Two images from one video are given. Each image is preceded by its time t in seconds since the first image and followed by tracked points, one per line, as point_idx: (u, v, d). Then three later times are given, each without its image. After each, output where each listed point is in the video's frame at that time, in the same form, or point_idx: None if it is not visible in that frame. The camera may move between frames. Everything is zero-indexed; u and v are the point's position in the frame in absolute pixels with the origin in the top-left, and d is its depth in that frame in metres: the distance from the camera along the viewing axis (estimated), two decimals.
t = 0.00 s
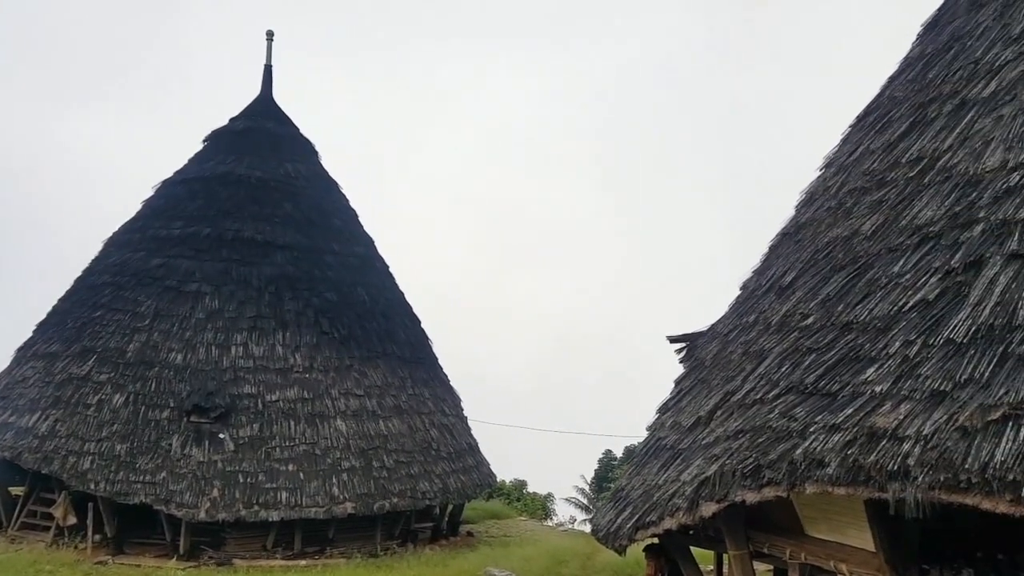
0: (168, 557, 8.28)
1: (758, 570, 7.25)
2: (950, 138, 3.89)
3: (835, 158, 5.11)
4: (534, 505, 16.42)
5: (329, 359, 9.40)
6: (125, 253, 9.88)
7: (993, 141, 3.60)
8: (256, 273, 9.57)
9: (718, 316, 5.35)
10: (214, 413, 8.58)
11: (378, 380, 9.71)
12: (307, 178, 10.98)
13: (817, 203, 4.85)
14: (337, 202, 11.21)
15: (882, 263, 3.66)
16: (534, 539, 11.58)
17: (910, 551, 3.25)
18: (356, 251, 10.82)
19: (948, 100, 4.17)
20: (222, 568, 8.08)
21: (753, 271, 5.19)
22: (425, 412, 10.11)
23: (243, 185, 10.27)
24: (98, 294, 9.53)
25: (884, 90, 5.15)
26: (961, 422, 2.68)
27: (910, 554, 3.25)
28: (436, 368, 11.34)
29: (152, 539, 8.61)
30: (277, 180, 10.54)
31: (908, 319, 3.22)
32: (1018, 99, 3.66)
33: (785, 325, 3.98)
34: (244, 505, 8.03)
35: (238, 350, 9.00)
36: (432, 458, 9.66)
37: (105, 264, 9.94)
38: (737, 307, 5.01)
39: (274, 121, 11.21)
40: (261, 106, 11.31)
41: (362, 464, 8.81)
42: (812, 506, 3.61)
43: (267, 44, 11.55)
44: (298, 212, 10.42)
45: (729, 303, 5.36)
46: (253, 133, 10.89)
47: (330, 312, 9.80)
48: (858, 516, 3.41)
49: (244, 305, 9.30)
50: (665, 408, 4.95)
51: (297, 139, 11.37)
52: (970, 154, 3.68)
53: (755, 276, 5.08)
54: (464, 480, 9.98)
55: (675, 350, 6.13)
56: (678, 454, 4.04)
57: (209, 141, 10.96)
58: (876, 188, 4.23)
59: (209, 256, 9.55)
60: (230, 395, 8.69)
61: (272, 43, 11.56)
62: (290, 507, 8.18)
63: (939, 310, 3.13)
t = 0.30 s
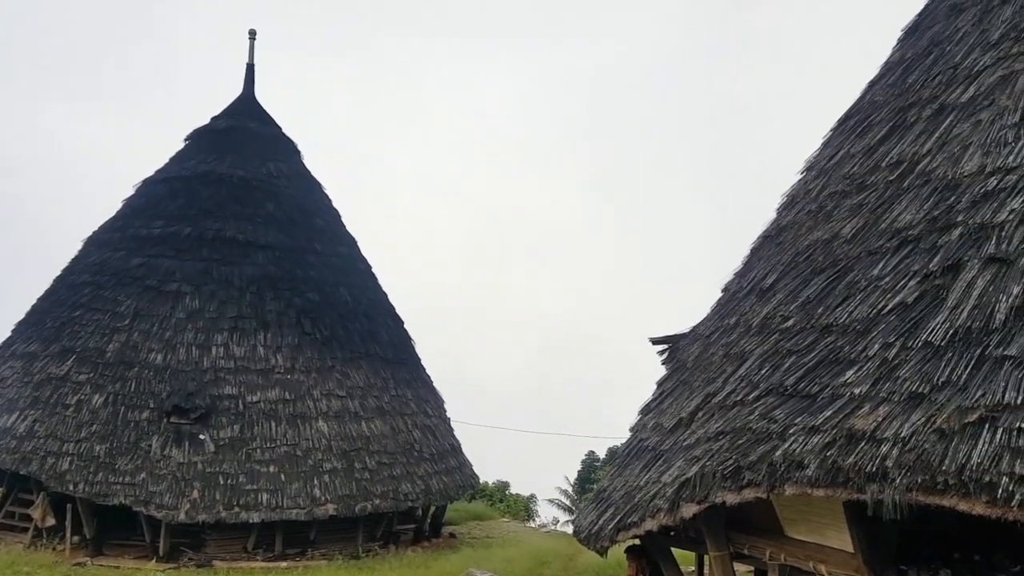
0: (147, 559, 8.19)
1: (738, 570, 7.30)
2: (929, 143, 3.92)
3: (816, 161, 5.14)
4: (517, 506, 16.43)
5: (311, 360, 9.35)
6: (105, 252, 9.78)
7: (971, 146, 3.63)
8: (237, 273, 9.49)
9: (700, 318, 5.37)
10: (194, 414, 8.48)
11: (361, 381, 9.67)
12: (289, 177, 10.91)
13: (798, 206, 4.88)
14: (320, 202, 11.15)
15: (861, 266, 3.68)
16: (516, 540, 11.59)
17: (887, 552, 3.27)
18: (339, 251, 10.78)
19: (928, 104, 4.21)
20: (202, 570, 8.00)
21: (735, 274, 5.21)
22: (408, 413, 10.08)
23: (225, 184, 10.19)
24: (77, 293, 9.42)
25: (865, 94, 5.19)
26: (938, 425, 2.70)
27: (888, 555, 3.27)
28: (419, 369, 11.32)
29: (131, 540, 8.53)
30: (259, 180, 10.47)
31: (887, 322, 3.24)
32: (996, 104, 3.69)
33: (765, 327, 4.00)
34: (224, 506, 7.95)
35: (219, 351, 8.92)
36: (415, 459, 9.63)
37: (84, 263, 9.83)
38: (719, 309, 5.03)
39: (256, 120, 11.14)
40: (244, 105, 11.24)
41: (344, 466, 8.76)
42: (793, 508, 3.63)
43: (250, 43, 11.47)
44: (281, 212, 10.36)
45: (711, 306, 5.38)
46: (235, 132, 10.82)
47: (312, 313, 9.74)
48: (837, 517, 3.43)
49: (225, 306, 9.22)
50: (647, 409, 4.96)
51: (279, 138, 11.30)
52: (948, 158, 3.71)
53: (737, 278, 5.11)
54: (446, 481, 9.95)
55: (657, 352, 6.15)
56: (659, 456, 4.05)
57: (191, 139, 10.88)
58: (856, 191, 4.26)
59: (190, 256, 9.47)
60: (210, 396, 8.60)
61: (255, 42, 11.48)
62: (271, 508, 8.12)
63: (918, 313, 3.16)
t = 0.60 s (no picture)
0: (130, 560, 8.12)
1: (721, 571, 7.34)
2: (911, 147, 3.95)
3: (800, 164, 5.17)
4: (503, 507, 16.43)
5: (296, 361, 9.30)
6: (87, 251, 9.70)
7: (953, 150, 3.66)
8: (222, 273, 9.43)
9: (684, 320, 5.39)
10: (177, 415, 8.40)
11: (346, 382, 9.64)
12: (275, 177, 10.87)
13: (782, 209, 4.90)
14: (305, 202, 11.11)
15: (844, 269, 3.71)
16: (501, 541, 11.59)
17: (869, 553, 3.29)
18: (324, 252, 10.75)
19: (910, 109, 4.24)
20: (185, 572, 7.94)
21: (719, 276, 5.24)
22: (393, 414, 10.05)
23: (209, 183, 10.12)
24: (59, 293, 9.34)
25: (848, 98, 5.23)
26: (919, 427, 2.72)
27: (869, 555, 3.29)
28: (404, 370, 11.29)
29: (113, 542, 8.46)
30: (244, 179, 10.41)
31: (869, 324, 3.27)
32: (977, 108, 3.73)
33: (748, 329, 4.02)
34: (208, 508, 7.88)
35: (202, 352, 8.84)
36: (400, 461, 9.60)
37: (66, 263, 9.75)
38: (703, 311, 5.05)
39: (240, 119, 11.09)
40: (228, 104, 11.18)
41: (328, 467, 8.72)
42: (777, 508, 3.64)
43: (235, 42, 11.41)
44: (266, 212, 10.30)
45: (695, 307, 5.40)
46: (220, 131, 10.76)
47: (297, 314, 9.70)
48: (819, 518, 3.44)
49: (209, 306, 9.15)
50: (631, 411, 4.98)
51: (264, 137, 11.25)
52: (930, 162, 3.74)
53: (721, 280, 5.13)
54: (432, 482, 9.93)
55: (643, 354, 6.16)
56: (643, 457, 4.06)
57: (175, 138, 10.81)
58: (839, 195, 4.29)
59: (174, 255, 9.40)
60: (194, 397, 8.53)
61: (240, 40, 11.42)
62: (255, 510, 8.06)
63: (899, 315, 3.18)
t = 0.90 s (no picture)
0: (112, 563, 8.05)
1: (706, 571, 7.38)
2: (894, 150, 3.99)
3: (783, 167, 5.21)
4: (489, 508, 16.43)
5: (281, 362, 9.26)
6: (70, 251, 9.62)
7: (935, 153, 3.70)
8: (206, 274, 9.38)
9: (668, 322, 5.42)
10: (161, 416, 8.34)
11: (332, 383, 9.61)
12: (260, 177, 10.82)
13: (766, 212, 4.94)
14: (291, 203, 11.07)
15: (827, 271, 3.74)
16: (488, 542, 11.60)
17: (851, 553, 3.32)
18: (310, 252, 10.73)
19: (893, 113, 4.28)
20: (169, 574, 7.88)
21: (703, 278, 5.27)
22: (379, 415, 10.04)
23: (194, 183, 10.06)
24: (42, 293, 9.26)
25: (832, 101, 5.27)
26: (900, 427, 2.74)
27: (851, 555, 3.32)
28: (391, 371, 11.28)
29: (96, 544, 8.39)
30: (229, 179, 10.35)
31: (852, 326, 3.29)
32: (958, 113, 3.77)
33: (732, 331, 4.04)
34: (192, 510, 7.83)
35: (187, 352, 8.79)
36: (386, 462, 9.58)
37: (49, 262, 9.67)
38: (688, 312, 5.08)
39: (226, 119, 11.04)
40: (214, 103, 11.13)
41: (314, 468, 8.69)
42: (760, 509, 3.66)
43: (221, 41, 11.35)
44: (251, 212, 10.26)
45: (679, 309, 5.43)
46: (205, 131, 10.70)
47: (283, 314, 9.66)
48: (801, 519, 3.47)
49: (194, 306, 9.10)
50: (617, 412, 4.99)
51: (250, 137, 11.20)
52: (913, 166, 3.78)
53: (705, 282, 5.16)
54: (418, 483, 9.91)
55: (628, 355, 6.19)
56: (628, 458, 4.07)
57: (160, 138, 10.74)
58: (822, 197, 4.33)
59: (158, 255, 9.34)
60: (178, 398, 8.47)
61: (225, 40, 11.37)
62: (239, 512, 8.01)
63: (881, 317, 3.21)
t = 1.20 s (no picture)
0: (94, 566, 7.98)
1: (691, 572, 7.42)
2: (874, 154, 4.03)
3: (767, 170, 5.25)
4: (475, 509, 16.42)
5: (265, 363, 9.22)
6: (52, 251, 9.53)
7: (915, 157, 3.74)
8: (190, 274, 9.32)
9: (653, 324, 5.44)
10: (144, 418, 8.28)
11: (317, 385, 9.58)
12: (245, 177, 10.77)
13: (749, 214, 4.97)
14: (276, 204, 11.03)
15: (809, 273, 3.77)
16: (473, 543, 11.59)
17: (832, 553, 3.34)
18: (295, 253, 10.69)
19: (874, 116, 4.32)
20: None
21: (688, 280, 5.29)
22: (365, 417, 10.02)
23: (178, 183, 9.99)
24: (23, 293, 9.17)
25: (815, 105, 5.31)
26: (880, 428, 2.77)
27: (832, 555, 3.35)
28: (376, 372, 11.26)
29: (77, 547, 8.31)
30: (213, 179, 10.29)
31: (832, 327, 3.32)
32: (938, 117, 3.81)
33: (715, 332, 4.07)
34: (175, 512, 7.76)
35: (170, 353, 8.72)
36: (372, 464, 9.56)
37: (30, 263, 9.58)
38: (672, 313, 5.10)
39: (210, 119, 10.98)
40: (198, 103, 11.06)
41: (298, 470, 8.65)
42: (743, 509, 3.68)
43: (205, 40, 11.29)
44: (236, 212, 10.21)
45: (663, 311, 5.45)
46: (189, 130, 10.64)
47: (267, 316, 9.61)
48: (784, 519, 3.49)
49: (177, 307, 9.03)
50: (601, 413, 5.01)
51: (234, 137, 11.15)
52: (893, 169, 3.82)
53: (689, 284, 5.18)
54: (404, 485, 9.89)
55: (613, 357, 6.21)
56: (613, 458, 4.09)
57: (143, 137, 10.66)
58: (804, 200, 4.36)
59: (141, 256, 9.27)
60: (160, 400, 8.41)
61: (210, 39, 11.30)
62: (223, 514, 7.95)
63: (862, 319, 3.25)
